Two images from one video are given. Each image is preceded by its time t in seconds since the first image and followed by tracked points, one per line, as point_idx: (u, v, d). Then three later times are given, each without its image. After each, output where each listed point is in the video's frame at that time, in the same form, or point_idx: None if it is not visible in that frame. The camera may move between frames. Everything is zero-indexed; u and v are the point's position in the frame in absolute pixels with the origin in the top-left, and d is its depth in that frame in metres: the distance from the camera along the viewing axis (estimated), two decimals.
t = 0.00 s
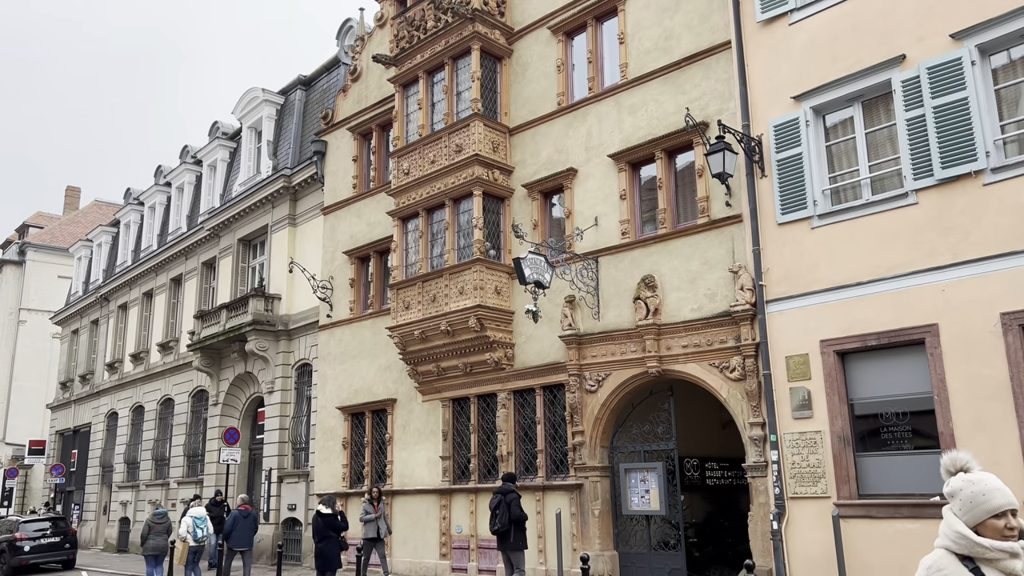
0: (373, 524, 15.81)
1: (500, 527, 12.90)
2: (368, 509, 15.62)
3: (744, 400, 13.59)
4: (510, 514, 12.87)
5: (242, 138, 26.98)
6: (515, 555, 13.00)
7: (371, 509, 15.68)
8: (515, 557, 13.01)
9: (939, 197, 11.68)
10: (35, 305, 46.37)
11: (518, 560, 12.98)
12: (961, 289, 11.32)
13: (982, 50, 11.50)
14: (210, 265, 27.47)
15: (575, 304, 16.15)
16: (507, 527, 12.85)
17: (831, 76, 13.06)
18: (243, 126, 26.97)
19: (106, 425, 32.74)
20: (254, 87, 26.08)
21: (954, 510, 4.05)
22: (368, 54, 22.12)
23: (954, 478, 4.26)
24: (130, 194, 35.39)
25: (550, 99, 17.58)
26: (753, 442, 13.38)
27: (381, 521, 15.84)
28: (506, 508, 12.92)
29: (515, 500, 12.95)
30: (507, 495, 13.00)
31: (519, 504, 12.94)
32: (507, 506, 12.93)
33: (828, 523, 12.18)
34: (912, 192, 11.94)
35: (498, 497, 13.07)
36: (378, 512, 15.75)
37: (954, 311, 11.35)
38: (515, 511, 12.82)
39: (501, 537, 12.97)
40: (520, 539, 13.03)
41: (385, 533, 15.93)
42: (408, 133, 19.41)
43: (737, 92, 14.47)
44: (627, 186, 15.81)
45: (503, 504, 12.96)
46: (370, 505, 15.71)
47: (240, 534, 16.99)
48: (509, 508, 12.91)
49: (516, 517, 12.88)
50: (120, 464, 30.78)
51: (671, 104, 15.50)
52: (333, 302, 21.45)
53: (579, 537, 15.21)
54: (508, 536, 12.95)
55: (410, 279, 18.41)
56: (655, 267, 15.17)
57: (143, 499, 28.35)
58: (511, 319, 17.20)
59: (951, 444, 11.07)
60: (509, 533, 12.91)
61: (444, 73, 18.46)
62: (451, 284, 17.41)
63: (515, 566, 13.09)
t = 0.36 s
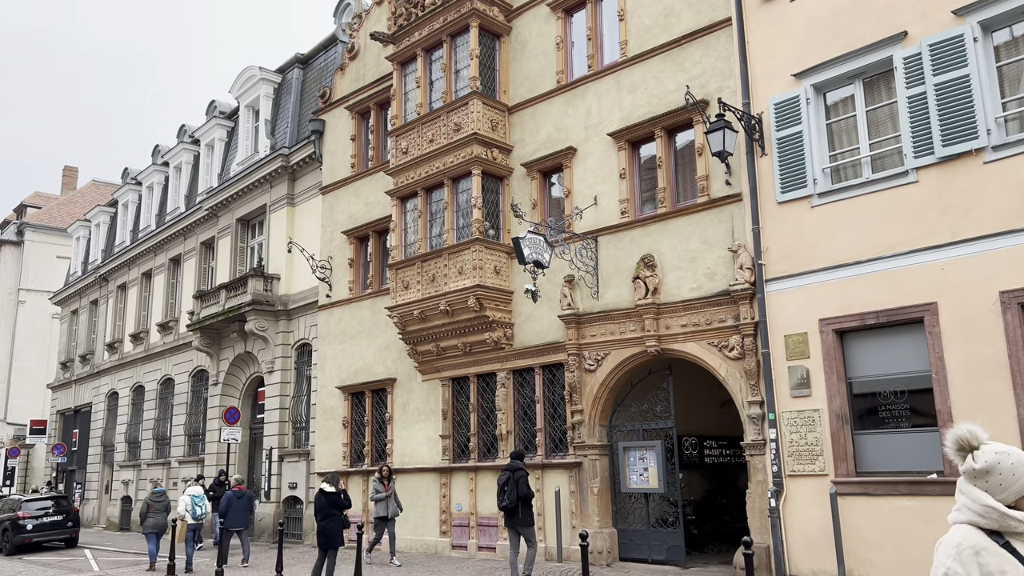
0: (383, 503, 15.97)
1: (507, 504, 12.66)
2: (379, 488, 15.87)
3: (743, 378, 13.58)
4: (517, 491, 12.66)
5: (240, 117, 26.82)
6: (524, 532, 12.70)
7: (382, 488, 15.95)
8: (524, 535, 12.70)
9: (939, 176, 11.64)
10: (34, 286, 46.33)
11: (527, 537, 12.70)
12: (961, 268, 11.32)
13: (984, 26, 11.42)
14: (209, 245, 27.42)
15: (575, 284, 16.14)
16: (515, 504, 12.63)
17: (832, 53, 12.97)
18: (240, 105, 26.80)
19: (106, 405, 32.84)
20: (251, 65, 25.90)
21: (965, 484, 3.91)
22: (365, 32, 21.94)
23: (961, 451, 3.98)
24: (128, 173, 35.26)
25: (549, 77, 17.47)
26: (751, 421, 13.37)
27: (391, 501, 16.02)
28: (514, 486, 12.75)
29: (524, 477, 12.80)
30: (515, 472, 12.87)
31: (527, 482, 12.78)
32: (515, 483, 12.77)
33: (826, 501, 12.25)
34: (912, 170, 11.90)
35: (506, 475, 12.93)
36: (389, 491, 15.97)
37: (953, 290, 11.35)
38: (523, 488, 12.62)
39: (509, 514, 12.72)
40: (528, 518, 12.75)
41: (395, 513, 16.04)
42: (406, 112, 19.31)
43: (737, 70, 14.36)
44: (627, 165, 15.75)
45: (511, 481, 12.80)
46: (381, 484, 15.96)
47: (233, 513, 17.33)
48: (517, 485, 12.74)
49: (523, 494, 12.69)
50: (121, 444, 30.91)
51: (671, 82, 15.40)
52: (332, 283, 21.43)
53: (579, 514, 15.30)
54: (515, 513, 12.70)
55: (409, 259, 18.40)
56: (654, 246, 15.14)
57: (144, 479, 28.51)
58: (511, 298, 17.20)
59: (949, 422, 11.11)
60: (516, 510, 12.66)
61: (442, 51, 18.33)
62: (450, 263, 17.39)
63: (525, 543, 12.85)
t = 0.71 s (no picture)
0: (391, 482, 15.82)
1: (515, 487, 12.69)
2: (385, 466, 15.79)
3: (741, 360, 13.59)
4: (526, 474, 12.68)
5: (236, 99, 26.67)
6: (529, 514, 12.75)
7: (388, 467, 15.87)
8: (530, 517, 12.76)
9: (939, 157, 11.60)
10: (31, 269, 46.27)
11: (532, 519, 12.75)
12: (959, 250, 11.31)
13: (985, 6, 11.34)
14: (207, 228, 27.37)
15: (573, 267, 16.13)
16: (523, 486, 12.66)
17: (832, 34, 12.88)
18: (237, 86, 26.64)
19: (106, 388, 32.91)
20: (247, 47, 25.72)
21: (992, 460, 4.29)
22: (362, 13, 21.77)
23: (993, 423, 4.35)
24: (125, 156, 35.10)
25: (548, 58, 17.36)
26: (748, 403, 13.34)
27: (399, 479, 15.88)
28: (523, 468, 12.74)
29: (533, 460, 12.79)
30: (524, 455, 12.84)
31: (536, 465, 12.79)
32: (524, 466, 12.75)
33: (823, 482, 12.31)
34: (912, 152, 11.86)
35: (514, 457, 12.90)
36: (395, 469, 15.88)
37: (951, 271, 11.35)
38: (533, 471, 12.66)
39: (516, 497, 12.77)
40: (534, 500, 12.80)
41: (403, 491, 15.88)
42: (404, 94, 19.21)
43: (737, 50, 14.27)
44: (626, 146, 15.70)
45: (520, 464, 12.78)
46: (387, 463, 15.89)
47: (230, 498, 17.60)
48: (526, 468, 12.74)
49: (532, 477, 12.72)
50: (120, 426, 31.00)
51: (670, 64, 15.32)
52: (330, 266, 21.43)
53: (578, 496, 15.36)
54: (522, 495, 12.76)
55: (407, 241, 18.37)
56: (653, 229, 15.11)
57: (144, 461, 28.62)
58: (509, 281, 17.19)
59: (946, 404, 11.16)
60: (523, 493, 12.69)
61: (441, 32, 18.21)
62: (449, 246, 17.37)
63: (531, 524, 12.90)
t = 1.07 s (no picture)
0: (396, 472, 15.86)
1: (523, 474, 12.72)
2: (391, 456, 15.80)
3: (739, 347, 13.60)
4: (535, 462, 12.74)
5: (233, 85, 26.55)
6: (535, 502, 12.81)
7: (394, 457, 15.86)
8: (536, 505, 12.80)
9: (938, 144, 11.58)
10: (29, 257, 46.21)
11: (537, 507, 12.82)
12: (957, 236, 11.31)
13: None
14: (204, 215, 27.32)
15: (571, 254, 16.14)
16: (532, 475, 12.69)
17: (832, 19, 12.82)
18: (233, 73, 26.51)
19: (105, 375, 32.95)
20: (244, 33, 25.57)
21: None
22: None
23: None
24: (122, 143, 34.98)
25: (546, 44, 17.29)
26: (746, 389, 13.38)
27: (404, 470, 15.87)
28: (531, 457, 12.83)
29: (541, 449, 12.89)
30: (532, 444, 12.93)
31: (544, 453, 12.90)
32: (533, 455, 12.84)
33: (820, 468, 12.35)
34: (911, 138, 11.84)
35: (522, 446, 12.96)
36: (401, 460, 15.89)
37: (949, 258, 11.35)
38: (542, 459, 12.76)
39: (524, 484, 12.78)
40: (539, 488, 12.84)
41: (407, 481, 15.92)
42: (402, 80, 19.14)
43: (736, 36, 14.20)
44: (625, 133, 15.66)
45: (528, 452, 12.86)
46: (393, 453, 15.88)
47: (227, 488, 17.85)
48: (535, 456, 12.83)
49: (540, 465, 12.80)
50: (119, 414, 31.05)
51: (669, 50, 15.24)
52: (328, 254, 21.40)
53: (576, 482, 15.43)
54: (530, 483, 12.77)
55: (405, 228, 18.35)
56: (651, 216, 15.09)
57: (144, 448, 28.69)
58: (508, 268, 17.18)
59: (943, 390, 11.19)
60: (532, 480, 12.72)
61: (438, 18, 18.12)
62: (447, 233, 17.35)
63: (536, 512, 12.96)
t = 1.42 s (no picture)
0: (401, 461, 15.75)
1: (533, 461, 12.81)
2: (396, 446, 15.66)
3: (736, 336, 13.60)
4: (544, 448, 12.83)
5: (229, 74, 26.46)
6: (544, 488, 12.96)
7: (398, 447, 15.71)
8: (545, 491, 12.95)
9: (936, 133, 11.56)
10: (26, 246, 46.17)
11: (545, 493, 12.97)
12: (955, 225, 11.30)
13: None
14: (201, 204, 27.24)
15: (568, 244, 16.14)
16: (542, 462, 12.81)
17: (830, 7, 12.78)
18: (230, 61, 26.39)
19: (102, 364, 32.96)
20: (241, 20, 25.43)
21: None
22: None
23: None
24: (117, 131, 34.85)
25: (544, 32, 17.21)
26: (743, 378, 13.41)
27: (409, 459, 15.76)
28: (541, 444, 12.90)
29: (550, 436, 12.99)
30: (541, 431, 13.02)
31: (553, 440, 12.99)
32: (542, 442, 12.93)
33: (817, 457, 12.39)
34: (909, 127, 11.82)
35: (531, 433, 13.04)
36: (406, 449, 15.72)
37: (946, 247, 11.35)
38: (552, 446, 12.85)
39: (533, 471, 12.90)
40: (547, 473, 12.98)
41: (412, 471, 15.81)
42: (399, 68, 19.07)
43: (734, 24, 14.14)
44: (624, 122, 15.62)
45: (537, 439, 12.94)
46: (397, 442, 15.75)
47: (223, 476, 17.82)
48: (544, 444, 12.91)
49: (550, 452, 12.89)
50: (117, 403, 31.08)
51: (666, 38, 15.19)
52: (326, 243, 21.37)
53: (573, 471, 15.48)
54: (540, 470, 12.88)
55: (402, 217, 18.34)
56: (648, 205, 15.06)
57: (141, 437, 28.73)
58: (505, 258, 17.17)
59: (939, 378, 11.22)
60: (541, 467, 12.85)
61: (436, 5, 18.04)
62: (444, 223, 17.33)
63: (543, 498, 13.11)
